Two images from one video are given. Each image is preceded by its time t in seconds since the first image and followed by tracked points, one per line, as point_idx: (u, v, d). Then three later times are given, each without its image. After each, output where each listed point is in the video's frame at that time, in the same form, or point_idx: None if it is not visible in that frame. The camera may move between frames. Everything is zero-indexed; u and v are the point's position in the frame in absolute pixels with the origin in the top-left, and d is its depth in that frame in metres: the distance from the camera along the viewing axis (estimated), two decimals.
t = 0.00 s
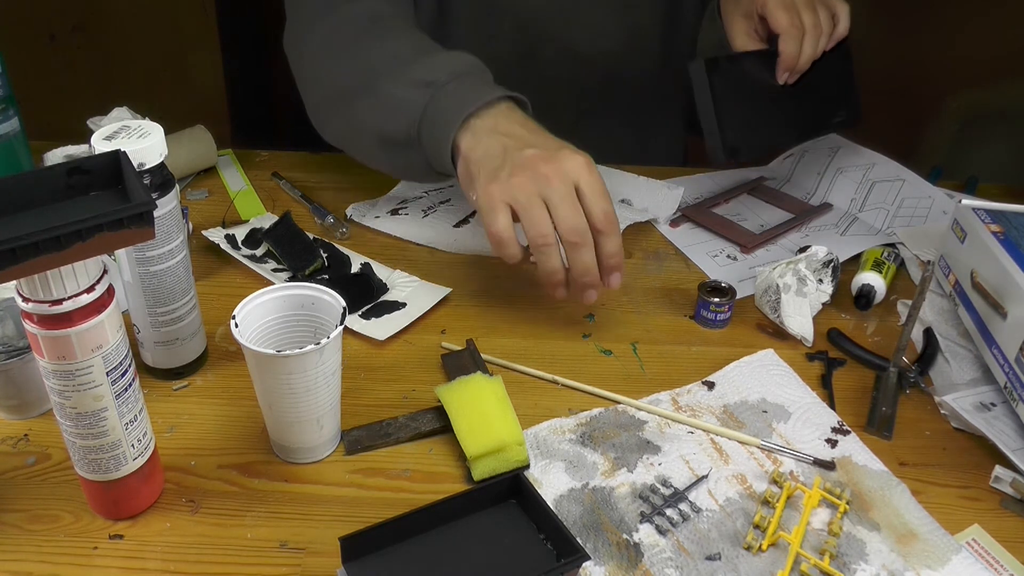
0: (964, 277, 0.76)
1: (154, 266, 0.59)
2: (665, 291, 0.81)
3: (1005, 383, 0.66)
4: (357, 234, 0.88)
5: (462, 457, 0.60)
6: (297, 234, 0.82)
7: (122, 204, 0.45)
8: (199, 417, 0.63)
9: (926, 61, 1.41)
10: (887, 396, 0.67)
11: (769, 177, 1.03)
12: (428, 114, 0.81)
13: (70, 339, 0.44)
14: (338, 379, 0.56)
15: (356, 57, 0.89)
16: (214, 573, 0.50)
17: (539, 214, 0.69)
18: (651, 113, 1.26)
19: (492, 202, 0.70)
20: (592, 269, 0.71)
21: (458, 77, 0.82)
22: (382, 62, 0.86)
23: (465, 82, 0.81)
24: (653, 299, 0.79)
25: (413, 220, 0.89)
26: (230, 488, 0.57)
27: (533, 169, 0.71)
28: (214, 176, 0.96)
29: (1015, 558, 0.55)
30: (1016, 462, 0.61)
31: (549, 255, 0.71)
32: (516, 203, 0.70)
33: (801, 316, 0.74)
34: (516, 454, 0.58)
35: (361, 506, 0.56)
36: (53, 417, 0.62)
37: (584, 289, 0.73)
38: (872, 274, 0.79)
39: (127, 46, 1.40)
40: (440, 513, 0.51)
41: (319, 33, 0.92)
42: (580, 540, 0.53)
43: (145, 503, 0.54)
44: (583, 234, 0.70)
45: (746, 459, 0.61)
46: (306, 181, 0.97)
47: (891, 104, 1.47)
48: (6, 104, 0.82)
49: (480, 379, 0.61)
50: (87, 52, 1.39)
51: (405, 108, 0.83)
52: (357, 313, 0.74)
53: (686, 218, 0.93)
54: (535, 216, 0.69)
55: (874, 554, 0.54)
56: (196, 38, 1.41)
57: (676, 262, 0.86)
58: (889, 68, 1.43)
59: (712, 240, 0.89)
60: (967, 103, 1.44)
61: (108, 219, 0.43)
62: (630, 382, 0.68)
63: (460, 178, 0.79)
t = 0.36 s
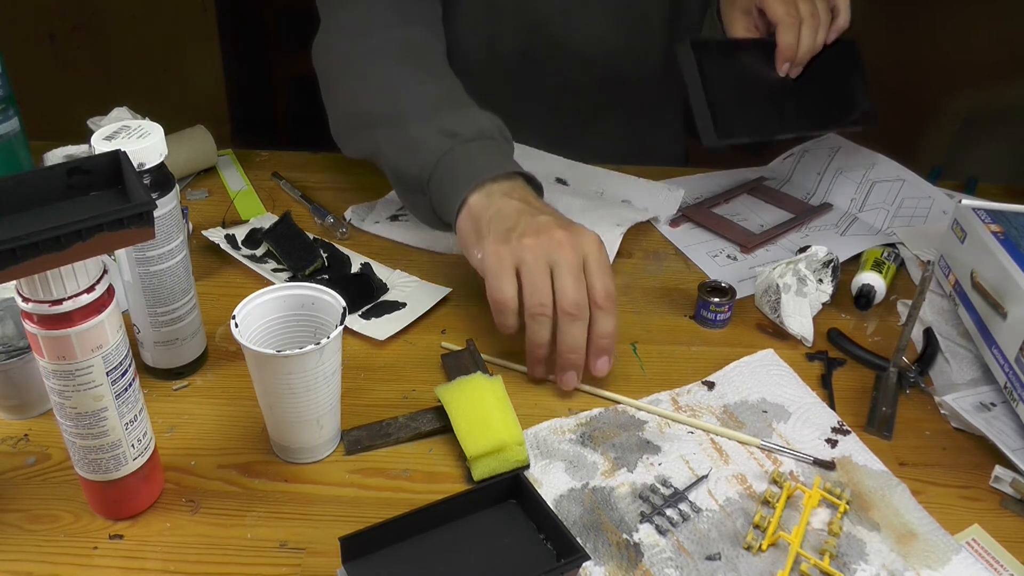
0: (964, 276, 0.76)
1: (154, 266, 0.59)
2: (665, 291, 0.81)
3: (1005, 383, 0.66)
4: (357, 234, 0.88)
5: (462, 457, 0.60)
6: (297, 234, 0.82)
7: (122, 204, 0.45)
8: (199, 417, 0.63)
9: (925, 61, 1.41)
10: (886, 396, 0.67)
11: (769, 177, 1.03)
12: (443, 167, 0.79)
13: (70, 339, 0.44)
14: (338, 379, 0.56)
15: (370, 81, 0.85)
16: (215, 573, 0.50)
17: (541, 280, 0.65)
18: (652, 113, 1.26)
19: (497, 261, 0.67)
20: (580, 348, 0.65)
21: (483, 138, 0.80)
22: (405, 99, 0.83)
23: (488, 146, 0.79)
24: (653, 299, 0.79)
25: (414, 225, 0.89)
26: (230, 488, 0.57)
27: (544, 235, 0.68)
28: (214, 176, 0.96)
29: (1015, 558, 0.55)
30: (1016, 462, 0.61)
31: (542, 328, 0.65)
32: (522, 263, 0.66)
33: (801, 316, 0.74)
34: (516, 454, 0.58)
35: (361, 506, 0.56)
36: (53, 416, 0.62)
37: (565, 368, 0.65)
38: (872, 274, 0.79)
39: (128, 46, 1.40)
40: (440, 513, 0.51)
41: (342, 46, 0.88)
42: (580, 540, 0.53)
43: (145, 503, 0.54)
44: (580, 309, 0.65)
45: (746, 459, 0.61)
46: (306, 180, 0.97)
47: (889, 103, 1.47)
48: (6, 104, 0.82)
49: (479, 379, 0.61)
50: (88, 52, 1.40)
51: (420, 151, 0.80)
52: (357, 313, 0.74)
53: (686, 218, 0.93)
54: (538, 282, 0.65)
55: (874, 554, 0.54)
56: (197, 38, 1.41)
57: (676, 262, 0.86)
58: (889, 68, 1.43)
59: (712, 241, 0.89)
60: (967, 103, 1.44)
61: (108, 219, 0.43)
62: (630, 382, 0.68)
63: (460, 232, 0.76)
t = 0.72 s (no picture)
0: (964, 276, 0.76)
1: (154, 266, 0.59)
2: (665, 291, 0.81)
3: (1005, 383, 0.66)
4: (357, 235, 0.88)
5: (463, 457, 0.60)
6: (297, 234, 0.82)
7: (121, 204, 0.45)
8: (199, 417, 0.63)
9: (925, 61, 1.41)
10: (887, 396, 0.67)
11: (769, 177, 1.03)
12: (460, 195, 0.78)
13: (70, 339, 0.44)
14: (338, 379, 0.56)
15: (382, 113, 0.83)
16: (215, 573, 0.50)
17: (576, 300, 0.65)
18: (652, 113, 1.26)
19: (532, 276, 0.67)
20: (609, 360, 0.65)
21: (497, 172, 0.80)
22: (420, 127, 0.82)
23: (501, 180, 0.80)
24: (652, 299, 0.79)
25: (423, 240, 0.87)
26: (230, 488, 0.57)
27: (577, 249, 0.68)
28: (214, 177, 0.96)
29: (1015, 558, 0.55)
30: (1016, 462, 0.61)
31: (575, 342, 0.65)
32: (559, 278, 0.66)
33: (801, 316, 0.74)
34: (516, 454, 0.58)
35: (361, 506, 0.56)
36: (53, 416, 0.62)
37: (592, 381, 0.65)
38: (872, 274, 0.79)
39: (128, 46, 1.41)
40: (440, 513, 0.51)
41: (353, 69, 0.85)
42: (580, 540, 0.53)
43: (145, 503, 0.54)
44: (615, 324, 0.65)
45: (747, 459, 0.61)
46: (306, 180, 0.97)
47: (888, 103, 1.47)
48: (6, 105, 0.82)
49: (479, 379, 0.61)
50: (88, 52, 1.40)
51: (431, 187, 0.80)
52: (357, 313, 0.74)
53: (687, 218, 0.93)
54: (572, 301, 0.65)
55: (874, 554, 0.54)
56: (197, 39, 1.41)
57: (676, 262, 0.86)
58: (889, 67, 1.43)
59: (713, 241, 0.89)
60: (966, 102, 1.44)
61: (108, 220, 0.43)
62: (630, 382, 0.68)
63: (479, 259, 0.75)
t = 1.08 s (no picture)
0: (964, 277, 0.76)
1: (154, 266, 0.59)
2: (665, 291, 0.81)
3: (1005, 383, 0.66)
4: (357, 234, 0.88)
5: (462, 457, 0.60)
6: (298, 234, 0.82)
7: (122, 204, 0.45)
8: (199, 417, 0.63)
9: (925, 61, 1.41)
10: (886, 396, 0.67)
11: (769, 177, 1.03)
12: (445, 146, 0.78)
13: (70, 339, 0.44)
14: (338, 379, 0.56)
15: (356, 83, 0.84)
16: (215, 573, 0.50)
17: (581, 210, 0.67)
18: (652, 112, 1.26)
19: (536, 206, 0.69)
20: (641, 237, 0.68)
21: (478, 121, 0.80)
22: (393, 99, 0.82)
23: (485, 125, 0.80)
24: (653, 299, 0.79)
25: (420, 233, 0.87)
26: (230, 488, 0.57)
27: (567, 165, 0.70)
28: (214, 176, 0.96)
29: (1015, 558, 0.55)
30: (1015, 462, 0.61)
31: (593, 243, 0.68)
32: (560, 196, 0.68)
33: (801, 317, 0.74)
34: (516, 454, 0.58)
35: (361, 506, 0.56)
36: (53, 417, 0.62)
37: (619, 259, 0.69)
38: (872, 274, 0.79)
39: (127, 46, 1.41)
40: (440, 513, 0.51)
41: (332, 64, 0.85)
42: (580, 540, 0.53)
43: (145, 503, 0.54)
44: (635, 205, 0.68)
45: (747, 459, 0.61)
46: (306, 181, 0.97)
47: (888, 103, 1.47)
48: (6, 104, 0.82)
49: (480, 379, 0.62)
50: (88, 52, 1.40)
51: (415, 148, 0.79)
52: (357, 313, 0.74)
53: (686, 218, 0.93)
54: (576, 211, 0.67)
55: (874, 554, 0.54)
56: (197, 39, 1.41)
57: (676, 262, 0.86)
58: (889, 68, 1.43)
59: (712, 241, 0.89)
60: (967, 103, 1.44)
61: (108, 220, 0.43)
62: (630, 382, 0.68)
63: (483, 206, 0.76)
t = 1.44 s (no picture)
0: (964, 276, 0.76)
1: (154, 266, 0.59)
2: (665, 291, 0.81)
3: (1005, 383, 0.66)
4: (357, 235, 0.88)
5: (462, 457, 0.60)
6: (297, 234, 0.82)
7: (121, 204, 0.45)
8: (200, 417, 0.63)
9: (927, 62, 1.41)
10: (887, 396, 0.67)
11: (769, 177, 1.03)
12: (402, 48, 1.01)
13: (70, 339, 0.44)
14: (338, 379, 0.56)
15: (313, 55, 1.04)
16: (215, 573, 0.50)
17: None
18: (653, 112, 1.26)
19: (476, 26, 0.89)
20: None
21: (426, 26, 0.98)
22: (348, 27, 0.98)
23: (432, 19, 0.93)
24: (653, 299, 0.79)
25: (419, 232, 0.87)
26: (230, 488, 0.57)
27: None
28: (214, 176, 0.96)
29: (1015, 558, 0.55)
30: (1016, 462, 0.61)
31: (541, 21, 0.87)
32: None
33: (801, 317, 0.74)
34: (516, 454, 0.58)
35: (361, 506, 0.56)
36: (53, 417, 0.62)
37: None
38: (872, 274, 0.79)
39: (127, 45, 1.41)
40: (440, 513, 0.51)
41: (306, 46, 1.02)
42: (580, 540, 0.53)
43: (145, 503, 0.54)
44: None
45: (747, 459, 0.61)
46: (306, 180, 0.97)
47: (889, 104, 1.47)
48: (6, 104, 0.82)
49: (480, 379, 0.62)
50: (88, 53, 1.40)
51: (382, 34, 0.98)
52: (357, 313, 0.74)
53: (687, 219, 0.93)
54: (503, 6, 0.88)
55: (873, 553, 0.54)
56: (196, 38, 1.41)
57: (676, 262, 0.86)
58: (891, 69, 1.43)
59: (712, 241, 0.89)
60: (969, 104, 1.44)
61: (108, 220, 0.43)
62: (630, 382, 0.68)
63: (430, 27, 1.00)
